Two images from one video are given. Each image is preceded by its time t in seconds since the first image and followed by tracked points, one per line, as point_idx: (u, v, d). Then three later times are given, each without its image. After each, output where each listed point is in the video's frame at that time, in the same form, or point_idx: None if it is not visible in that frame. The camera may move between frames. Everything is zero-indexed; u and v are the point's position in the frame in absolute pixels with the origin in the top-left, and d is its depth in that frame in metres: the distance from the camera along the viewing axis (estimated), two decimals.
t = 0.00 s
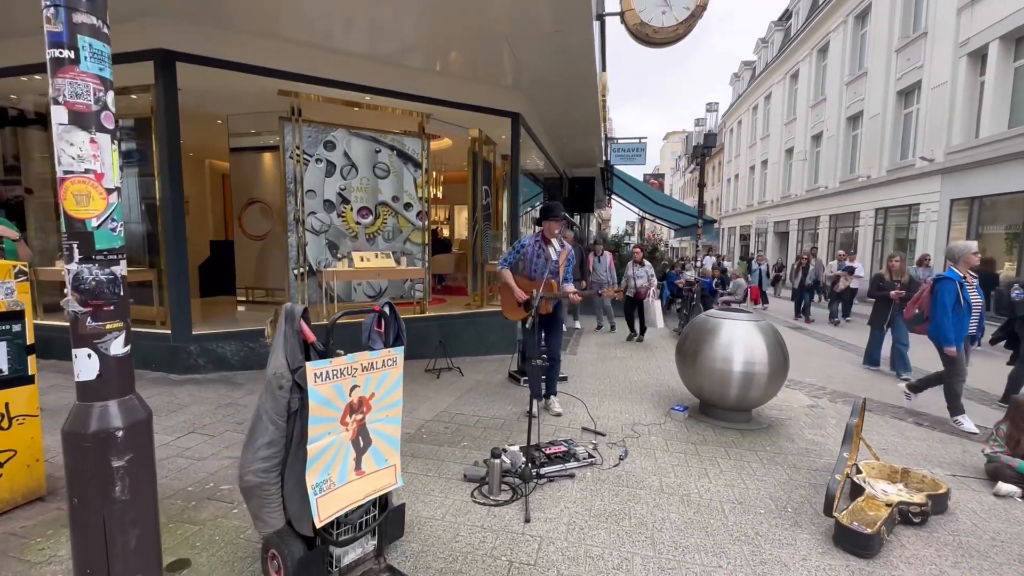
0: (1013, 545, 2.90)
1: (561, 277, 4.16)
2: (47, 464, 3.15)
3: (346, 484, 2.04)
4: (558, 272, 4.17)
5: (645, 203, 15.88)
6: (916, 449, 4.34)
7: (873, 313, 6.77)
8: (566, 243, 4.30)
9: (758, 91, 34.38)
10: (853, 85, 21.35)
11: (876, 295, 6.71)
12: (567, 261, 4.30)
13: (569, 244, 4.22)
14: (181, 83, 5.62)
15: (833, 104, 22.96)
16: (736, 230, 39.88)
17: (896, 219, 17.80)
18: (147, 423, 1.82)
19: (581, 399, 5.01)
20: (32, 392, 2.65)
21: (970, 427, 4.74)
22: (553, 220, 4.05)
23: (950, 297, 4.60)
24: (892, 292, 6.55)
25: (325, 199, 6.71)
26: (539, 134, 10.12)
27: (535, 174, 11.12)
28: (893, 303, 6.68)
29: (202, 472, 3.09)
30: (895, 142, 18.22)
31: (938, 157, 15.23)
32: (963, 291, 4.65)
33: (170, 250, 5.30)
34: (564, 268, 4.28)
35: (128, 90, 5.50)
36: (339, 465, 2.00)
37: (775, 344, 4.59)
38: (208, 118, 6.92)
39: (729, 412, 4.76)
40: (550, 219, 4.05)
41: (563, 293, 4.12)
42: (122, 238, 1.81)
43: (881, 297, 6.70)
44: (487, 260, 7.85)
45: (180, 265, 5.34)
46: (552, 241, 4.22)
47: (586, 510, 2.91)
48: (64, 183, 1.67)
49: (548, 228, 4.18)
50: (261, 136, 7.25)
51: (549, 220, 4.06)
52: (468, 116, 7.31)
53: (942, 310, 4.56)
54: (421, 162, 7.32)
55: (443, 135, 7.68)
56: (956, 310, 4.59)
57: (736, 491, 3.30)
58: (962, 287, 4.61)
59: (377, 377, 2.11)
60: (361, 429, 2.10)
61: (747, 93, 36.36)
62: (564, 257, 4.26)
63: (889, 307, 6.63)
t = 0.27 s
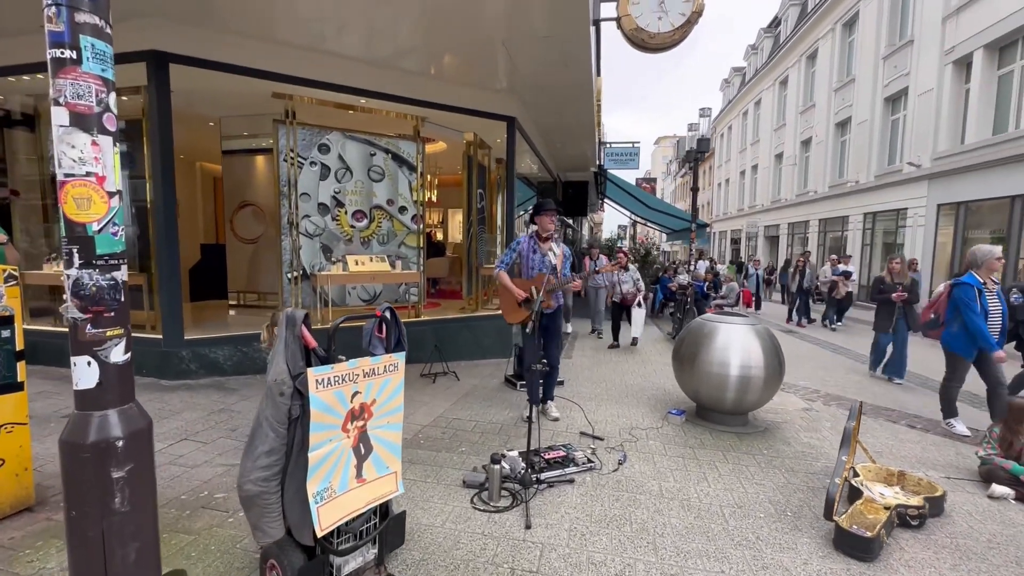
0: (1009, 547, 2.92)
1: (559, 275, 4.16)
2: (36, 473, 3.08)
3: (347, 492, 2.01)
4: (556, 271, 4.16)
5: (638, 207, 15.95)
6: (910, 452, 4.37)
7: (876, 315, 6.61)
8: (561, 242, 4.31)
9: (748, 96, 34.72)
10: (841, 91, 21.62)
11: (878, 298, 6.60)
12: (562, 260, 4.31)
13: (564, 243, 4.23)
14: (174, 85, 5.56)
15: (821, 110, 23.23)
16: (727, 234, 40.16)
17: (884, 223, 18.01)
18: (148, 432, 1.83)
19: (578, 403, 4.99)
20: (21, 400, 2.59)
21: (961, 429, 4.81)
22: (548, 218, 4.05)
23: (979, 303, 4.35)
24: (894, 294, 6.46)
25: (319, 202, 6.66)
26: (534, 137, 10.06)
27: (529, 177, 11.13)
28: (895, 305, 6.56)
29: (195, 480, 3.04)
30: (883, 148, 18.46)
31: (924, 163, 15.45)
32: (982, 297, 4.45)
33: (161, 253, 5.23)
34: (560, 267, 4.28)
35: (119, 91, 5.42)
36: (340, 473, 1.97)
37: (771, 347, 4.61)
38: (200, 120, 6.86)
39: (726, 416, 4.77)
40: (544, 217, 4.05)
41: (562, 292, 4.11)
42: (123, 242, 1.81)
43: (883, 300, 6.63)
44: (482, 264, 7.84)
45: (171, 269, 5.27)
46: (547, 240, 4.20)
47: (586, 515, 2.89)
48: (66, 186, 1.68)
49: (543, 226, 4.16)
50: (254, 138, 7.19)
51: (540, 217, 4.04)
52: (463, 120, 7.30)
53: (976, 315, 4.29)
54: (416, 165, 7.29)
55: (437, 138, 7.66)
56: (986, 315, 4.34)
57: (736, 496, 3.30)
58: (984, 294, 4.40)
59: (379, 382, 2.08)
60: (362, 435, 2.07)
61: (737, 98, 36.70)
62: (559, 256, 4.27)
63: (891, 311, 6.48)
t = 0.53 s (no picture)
0: (1000, 547, 2.94)
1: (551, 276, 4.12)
2: (21, 481, 3.01)
3: (342, 499, 1.98)
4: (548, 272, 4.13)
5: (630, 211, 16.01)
6: (902, 453, 4.41)
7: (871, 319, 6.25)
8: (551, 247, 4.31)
9: (737, 101, 35.04)
10: (829, 97, 21.89)
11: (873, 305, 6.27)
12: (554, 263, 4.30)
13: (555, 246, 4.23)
14: (164, 87, 5.50)
15: (810, 115, 23.49)
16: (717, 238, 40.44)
17: (872, 227, 18.23)
18: (141, 440, 1.79)
19: (572, 407, 4.98)
20: (7, 407, 2.54)
21: (950, 431, 4.87)
22: (535, 220, 4.05)
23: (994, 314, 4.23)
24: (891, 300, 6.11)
25: (311, 205, 6.62)
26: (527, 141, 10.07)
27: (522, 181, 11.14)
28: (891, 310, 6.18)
29: (186, 488, 2.98)
30: (870, 153, 18.69)
31: (910, 168, 15.67)
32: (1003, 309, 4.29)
33: (150, 257, 5.16)
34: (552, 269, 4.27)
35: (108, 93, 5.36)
36: (335, 481, 1.95)
37: (764, 351, 4.63)
38: (189, 122, 6.78)
39: (720, 419, 4.78)
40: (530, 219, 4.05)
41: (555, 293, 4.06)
42: (116, 247, 1.80)
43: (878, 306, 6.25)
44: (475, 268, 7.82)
45: (161, 273, 5.20)
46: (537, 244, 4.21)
47: (582, 520, 2.88)
48: (58, 189, 1.65)
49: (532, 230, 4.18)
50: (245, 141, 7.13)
51: (528, 220, 4.02)
52: (457, 124, 7.29)
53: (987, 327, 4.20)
54: (409, 169, 7.27)
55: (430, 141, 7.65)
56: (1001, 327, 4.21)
57: (732, 499, 3.30)
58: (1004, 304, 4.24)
59: (374, 388, 2.06)
60: (358, 442, 2.04)
61: (727, 103, 37.03)
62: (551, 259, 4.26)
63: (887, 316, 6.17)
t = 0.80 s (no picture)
0: (987, 548, 2.98)
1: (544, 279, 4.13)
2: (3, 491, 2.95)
3: (333, 507, 1.96)
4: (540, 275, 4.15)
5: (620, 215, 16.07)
6: (890, 455, 4.45)
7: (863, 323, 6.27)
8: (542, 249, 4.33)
9: (726, 106, 35.37)
10: (816, 102, 22.16)
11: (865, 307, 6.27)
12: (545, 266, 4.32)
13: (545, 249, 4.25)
14: (152, 89, 5.44)
15: (797, 120, 23.77)
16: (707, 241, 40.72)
17: (859, 231, 18.45)
18: (128, 449, 1.76)
19: (565, 412, 4.98)
20: None
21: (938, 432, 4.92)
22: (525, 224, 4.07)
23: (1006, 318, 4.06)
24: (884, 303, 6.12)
25: (302, 209, 6.57)
26: (519, 145, 10.09)
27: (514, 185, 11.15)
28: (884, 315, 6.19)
29: (174, 496, 2.94)
30: (856, 158, 18.93)
31: (896, 173, 15.89)
32: None
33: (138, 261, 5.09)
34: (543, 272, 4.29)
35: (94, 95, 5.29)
36: (327, 488, 1.94)
37: (755, 354, 4.66)
38: (178, 125, 6.71)
39: (712, 422, 4.79)
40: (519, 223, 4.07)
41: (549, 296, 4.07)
42: (103, 253, 1.76)
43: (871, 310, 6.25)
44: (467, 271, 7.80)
45: (149, 277, 5.13)
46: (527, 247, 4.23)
47: (575, 524, 2.87)
48: (43, 194, 1.62)
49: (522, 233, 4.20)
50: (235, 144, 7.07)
51: (515, 224, 4.05)
52: (449, 128, 7.28)
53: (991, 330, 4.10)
54: (401, 172, 7.24)
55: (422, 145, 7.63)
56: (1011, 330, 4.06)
57: (725, 502, 3.31)
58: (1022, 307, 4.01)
59: (367, 394, 2.04)
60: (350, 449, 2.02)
61: (716, 108, 37.37)
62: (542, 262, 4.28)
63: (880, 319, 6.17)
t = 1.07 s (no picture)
0: (973, 547, 3.01)
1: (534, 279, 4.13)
2: None
3: (323, 514, 1.93)
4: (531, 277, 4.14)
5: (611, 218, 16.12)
6: (878, 456, 4.50)
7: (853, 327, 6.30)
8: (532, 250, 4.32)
9: (715, 111, 35.69)
10: (803, 107, 22.42)
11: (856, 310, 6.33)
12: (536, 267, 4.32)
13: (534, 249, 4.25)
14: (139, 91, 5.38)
15: (785, 125, 24.03)
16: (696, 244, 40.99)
17: (845, 234, 18.67)
18: (113, 458, 1.73)
19: (557, 415, 4.97)
20: None
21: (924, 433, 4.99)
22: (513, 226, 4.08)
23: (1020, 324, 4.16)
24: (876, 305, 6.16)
25: (291, 212, 6.52)
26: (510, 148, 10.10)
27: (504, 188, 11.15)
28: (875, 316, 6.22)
29: (160, 504, 2.89)
30: (843, 162, 19.17)
31: (881, 176, 16.12)
32: None
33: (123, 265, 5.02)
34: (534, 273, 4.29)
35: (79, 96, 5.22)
36: (318, 495, 1.91)
37: (746, 356, 4.68)
38: (165, 126, 6.63)
39: (704, 424, 4.81)
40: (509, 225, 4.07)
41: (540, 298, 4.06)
42: (87, 258, 1.73)
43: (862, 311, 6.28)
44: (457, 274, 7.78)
45: (135, 280, 5.06)
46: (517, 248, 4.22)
47: (568, 528, 2.87)
48: (26, 198, 1.59)
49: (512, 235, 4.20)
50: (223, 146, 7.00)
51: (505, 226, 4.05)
52: (440, 131, 7.27)
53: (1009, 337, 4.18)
54: (392, 175, 7.22)
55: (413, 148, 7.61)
56: None
57: (716, 504, 3.32)
58: None
59: (358, 398, 2.02)
60: (341, 454, 2.00)
61: (705, 113, 37.69)
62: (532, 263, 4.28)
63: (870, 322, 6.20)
